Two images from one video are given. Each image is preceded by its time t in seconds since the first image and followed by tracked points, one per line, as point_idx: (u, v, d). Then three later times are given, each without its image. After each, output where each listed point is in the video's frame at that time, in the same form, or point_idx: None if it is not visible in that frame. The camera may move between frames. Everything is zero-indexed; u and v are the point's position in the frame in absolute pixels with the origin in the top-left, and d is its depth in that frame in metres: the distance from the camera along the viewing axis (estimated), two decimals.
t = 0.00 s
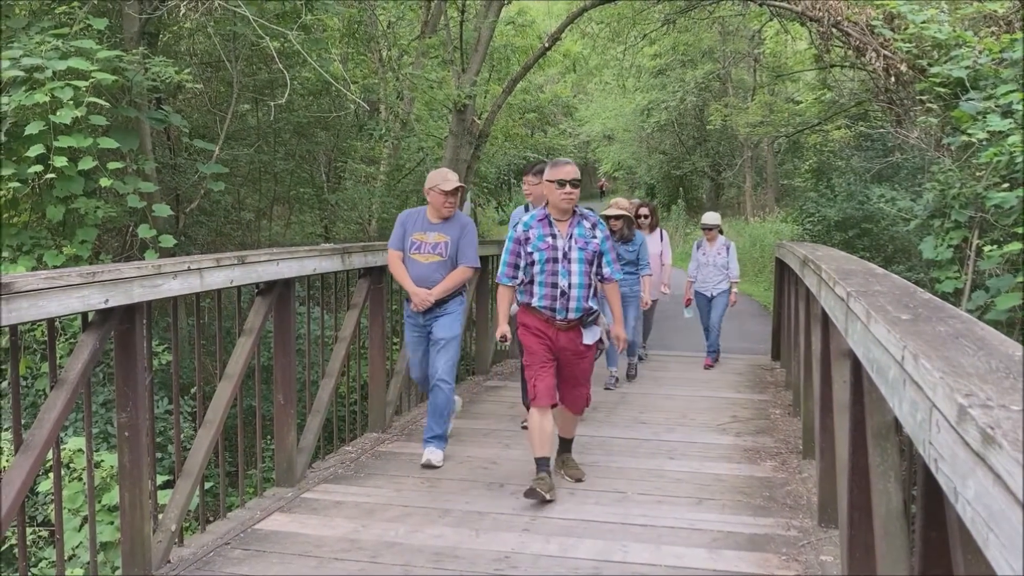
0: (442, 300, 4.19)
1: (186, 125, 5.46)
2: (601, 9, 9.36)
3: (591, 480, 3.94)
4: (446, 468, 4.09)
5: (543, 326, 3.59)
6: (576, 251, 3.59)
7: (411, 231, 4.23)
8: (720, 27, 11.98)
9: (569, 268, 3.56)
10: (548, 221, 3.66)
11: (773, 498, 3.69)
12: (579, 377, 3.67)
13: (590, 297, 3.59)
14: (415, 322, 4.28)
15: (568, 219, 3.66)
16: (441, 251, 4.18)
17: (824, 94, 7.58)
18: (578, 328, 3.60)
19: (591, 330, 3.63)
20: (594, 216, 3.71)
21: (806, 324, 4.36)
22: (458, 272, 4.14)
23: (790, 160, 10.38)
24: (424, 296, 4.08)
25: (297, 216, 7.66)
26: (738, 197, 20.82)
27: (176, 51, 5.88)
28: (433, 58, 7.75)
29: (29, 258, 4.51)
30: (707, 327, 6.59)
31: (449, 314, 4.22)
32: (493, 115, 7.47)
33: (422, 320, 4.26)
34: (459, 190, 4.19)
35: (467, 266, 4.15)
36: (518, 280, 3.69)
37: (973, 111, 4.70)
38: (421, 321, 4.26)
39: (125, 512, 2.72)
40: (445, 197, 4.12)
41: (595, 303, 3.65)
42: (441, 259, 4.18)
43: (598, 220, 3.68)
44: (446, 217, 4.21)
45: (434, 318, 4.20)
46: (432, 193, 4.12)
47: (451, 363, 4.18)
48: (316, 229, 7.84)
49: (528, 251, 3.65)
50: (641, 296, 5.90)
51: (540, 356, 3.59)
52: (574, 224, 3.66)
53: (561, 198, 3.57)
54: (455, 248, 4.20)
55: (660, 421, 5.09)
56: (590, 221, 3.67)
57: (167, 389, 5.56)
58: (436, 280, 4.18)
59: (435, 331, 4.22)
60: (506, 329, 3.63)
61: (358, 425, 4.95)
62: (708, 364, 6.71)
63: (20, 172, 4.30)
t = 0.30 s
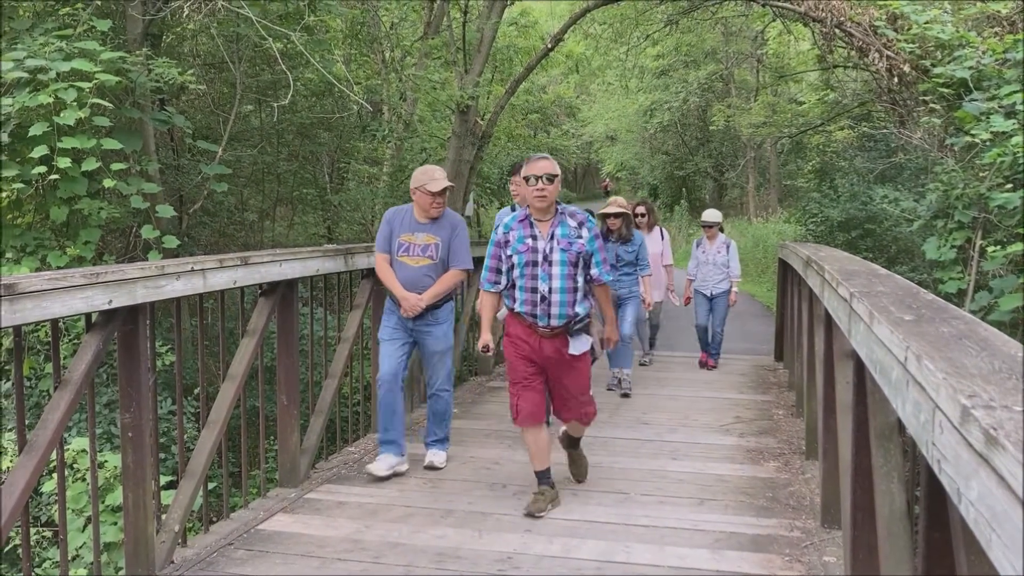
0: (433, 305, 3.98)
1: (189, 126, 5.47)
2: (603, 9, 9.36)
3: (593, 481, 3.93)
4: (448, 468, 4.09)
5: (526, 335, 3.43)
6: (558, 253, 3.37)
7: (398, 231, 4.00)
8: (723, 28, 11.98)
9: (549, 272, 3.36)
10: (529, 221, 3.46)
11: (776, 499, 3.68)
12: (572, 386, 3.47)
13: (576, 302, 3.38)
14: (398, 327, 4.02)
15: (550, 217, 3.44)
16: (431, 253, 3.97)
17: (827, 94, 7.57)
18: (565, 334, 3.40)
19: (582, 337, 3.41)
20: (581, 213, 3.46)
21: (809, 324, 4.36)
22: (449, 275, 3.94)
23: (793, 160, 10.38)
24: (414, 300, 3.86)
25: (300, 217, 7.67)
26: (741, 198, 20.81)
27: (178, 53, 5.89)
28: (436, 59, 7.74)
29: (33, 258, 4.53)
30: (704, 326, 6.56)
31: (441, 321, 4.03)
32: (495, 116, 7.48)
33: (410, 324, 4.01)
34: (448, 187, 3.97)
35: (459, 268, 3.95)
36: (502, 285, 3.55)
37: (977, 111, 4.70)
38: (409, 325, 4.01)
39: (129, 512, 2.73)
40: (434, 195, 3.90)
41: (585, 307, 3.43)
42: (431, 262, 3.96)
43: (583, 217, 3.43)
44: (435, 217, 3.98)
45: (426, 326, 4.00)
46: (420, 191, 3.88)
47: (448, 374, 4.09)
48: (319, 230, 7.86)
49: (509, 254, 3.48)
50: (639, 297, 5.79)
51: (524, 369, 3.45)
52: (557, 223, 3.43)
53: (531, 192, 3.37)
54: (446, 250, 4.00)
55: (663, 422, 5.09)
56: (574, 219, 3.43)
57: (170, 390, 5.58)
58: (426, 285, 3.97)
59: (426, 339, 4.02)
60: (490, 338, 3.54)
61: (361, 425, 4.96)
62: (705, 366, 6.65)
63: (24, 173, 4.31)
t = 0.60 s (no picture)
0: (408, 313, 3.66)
1: (192, 127, 5.47)
2: (606, 10, 9.36)
3: (596, 483, 3.93)
4: (451, 469, 4.09)
5: (508, 342, 3.22)
6: (540, 256, 3.11)
7: (366, 236, 3.67)
8: (726, 29, 11.98)
9: (529, 276, 3.12)
10: (514, 221, 3.22)
11: (779, 500, 3.68)
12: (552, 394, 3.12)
13: (561, 308, 3.11)
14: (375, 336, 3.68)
15: (535, 217, 3.17)
16: (403, 257, 3.64)
17: (829, 95, 7.56)
18: (552, 340, 3.13)
19: (571, 343, 3.13)
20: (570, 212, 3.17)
21: (813, 325, 4.35)
22: (424, 280, 3.61)
23: (796, 160, 10.36)
24: (389, 310, 3.53)
25: (303, 218, 7.68)
26: (744, 199, 20.79)
27: (181, 54, 5.89)
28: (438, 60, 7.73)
29: (36, 260, 4.54)
30: (704, 332, 6.40)
31: (418, 331, 3.71)
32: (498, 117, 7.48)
33: (385, 335, 3.69)
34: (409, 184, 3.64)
35: (435, 271, 3.62)
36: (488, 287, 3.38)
37: (980, 112, 4.69)
38: (383, 337, 3.68)
39: (132, 513, 2.73)
40: (398, 193, 3.58)
41: (574, 313, 3.15)
42: (404, 267, 3.64)
43: (569, 218, 3.14)
44: (401, 218, 3.65)
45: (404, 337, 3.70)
46: (381, 192, 3.55)
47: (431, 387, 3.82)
48: (322, 231, 7.87)
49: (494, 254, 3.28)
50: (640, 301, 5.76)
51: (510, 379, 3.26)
52: (544, 224, 3.16)
53: (517, 190, 3.11)
54: (419, 252, 3.66)
55: (666, 423, 5.08)
56: (559, 219, 3.15)
57: (173, 391, 5.58)
58: (399, 293, 3.63)
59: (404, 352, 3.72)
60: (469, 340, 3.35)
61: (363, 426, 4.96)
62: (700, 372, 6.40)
63: (27, 175, 4.32)
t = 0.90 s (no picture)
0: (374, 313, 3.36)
1: (195, 129, 5.48)
2: (609, 11, 9.36)
3: (598, 484, 3.93)
4: (454, 471, 4.09)
5: (493, 363, 2.98)
6: (530, 264, 2.86)
7: (335, 231, 3.42)
8: (729, 30, 11.99)
9: (517, 286, 2.87)
10: (506, 225, 2.98)
11: (782, 501, 3.67)
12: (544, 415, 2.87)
13: (551, 322, 2.85)
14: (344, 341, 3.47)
15: (529, 221, 2.92)
16: (371, 252, 3.33)
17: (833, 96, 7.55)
18: (543, 358, 2.87)
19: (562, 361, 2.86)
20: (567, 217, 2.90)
21: (816, 326, 4.36)
22: (391, 277, 3.29)
23: (799, 161, 10.36)
24: (351, 308, 3.26)
25: (306, 219, 7.69)
26: (747, 201, 20.77)
27: (184, 55, 5.89)
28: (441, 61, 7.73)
29: (40, 261, 4.54)
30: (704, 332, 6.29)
31: (384, 332, 3.41)
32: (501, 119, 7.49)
33: (351, 339, 3.44)
34: (381, 175, 3.37)
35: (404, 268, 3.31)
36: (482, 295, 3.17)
37: (983, 113, 4.69)
38: (350, 340, 3.44)
39: (135, 514, 2.73)
40: (365, 184, 3.31)
41: (567, 329, 2.89)
42: (371, 263, 3.34)
43: (563, 222, 2.87)
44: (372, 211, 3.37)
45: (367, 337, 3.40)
46: (348, 183, 3.29)
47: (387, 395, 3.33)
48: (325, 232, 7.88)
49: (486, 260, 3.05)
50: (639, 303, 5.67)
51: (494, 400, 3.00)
52: (535, 229, 2.90)
53: (509, 192, 2.87)
54: (389, 248, 3.35)
55: (669, 424, 5.08)
56: (553, 224, 2.89)
57: (176, 392, 5.58)
58: (365, 291, 3.34)
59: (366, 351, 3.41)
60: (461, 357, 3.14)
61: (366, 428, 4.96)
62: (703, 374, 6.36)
63: (31, 176, 4.33)
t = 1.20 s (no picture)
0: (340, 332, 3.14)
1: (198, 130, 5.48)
2: (611, 12, 9.36)
3: (601, 485, 3.92)
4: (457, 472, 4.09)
5: (474, 362, 2.70)
6: (511, 266, 2.63)
7: (304, 239, 3.20)
8: (731, 31, 11.98)
9: (500, 291, 2.64)
10: (483, 225, 2.73)
11: (785, 502, 3.67)
12: (539, 435, 2.67)
13: (539, 327, 2.63)
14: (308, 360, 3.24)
15: (508, 220, 2.68)
16: (341, 265, 3.13)
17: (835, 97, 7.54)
18: (531, 369, 2.63)
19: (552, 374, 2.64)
20: (549, 213, 2.67)
21: (818, 325, 4.37)
22: (361, 296, 3.10)
23: (802, 162, 10.35)
24: (314, 327, 3.05)
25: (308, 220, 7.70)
26: (750, 202, 20.77)
27: (187, 56, 5.89)
28: (443, 62, 7.73)
29: (44, 262, 4.55)
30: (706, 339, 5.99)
31: (350, 351, 3.17)
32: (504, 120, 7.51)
33: (315, 359, 3.22)
34: (359, 181, 3.16)
35: (376, 285, 3.11)
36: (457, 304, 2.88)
37: (986, 113, 4.68)
38: (313, 360, 3.23)
39: (138, 515, 2.73)
40: (341, 189, 3.10)
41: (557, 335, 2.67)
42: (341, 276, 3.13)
43: (546, 220, 2.64)
44: (346, 220, 3.16)
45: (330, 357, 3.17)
46: (322, 186, 3.09)
47: (347, 420, 3.09)
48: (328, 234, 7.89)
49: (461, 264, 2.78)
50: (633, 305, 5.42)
51: (473, 402, 2.70)
52: (515, 227, 2.66)
53: (484, 187, 2.64)
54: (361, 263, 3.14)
55: (672, 425, 5.07)
56: (535, 222, 2.65)
57: (179, 392, 5.59)
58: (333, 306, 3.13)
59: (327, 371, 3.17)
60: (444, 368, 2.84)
61: (368, 429, 4.96)
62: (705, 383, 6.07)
63: (35, 177, 4.34)
